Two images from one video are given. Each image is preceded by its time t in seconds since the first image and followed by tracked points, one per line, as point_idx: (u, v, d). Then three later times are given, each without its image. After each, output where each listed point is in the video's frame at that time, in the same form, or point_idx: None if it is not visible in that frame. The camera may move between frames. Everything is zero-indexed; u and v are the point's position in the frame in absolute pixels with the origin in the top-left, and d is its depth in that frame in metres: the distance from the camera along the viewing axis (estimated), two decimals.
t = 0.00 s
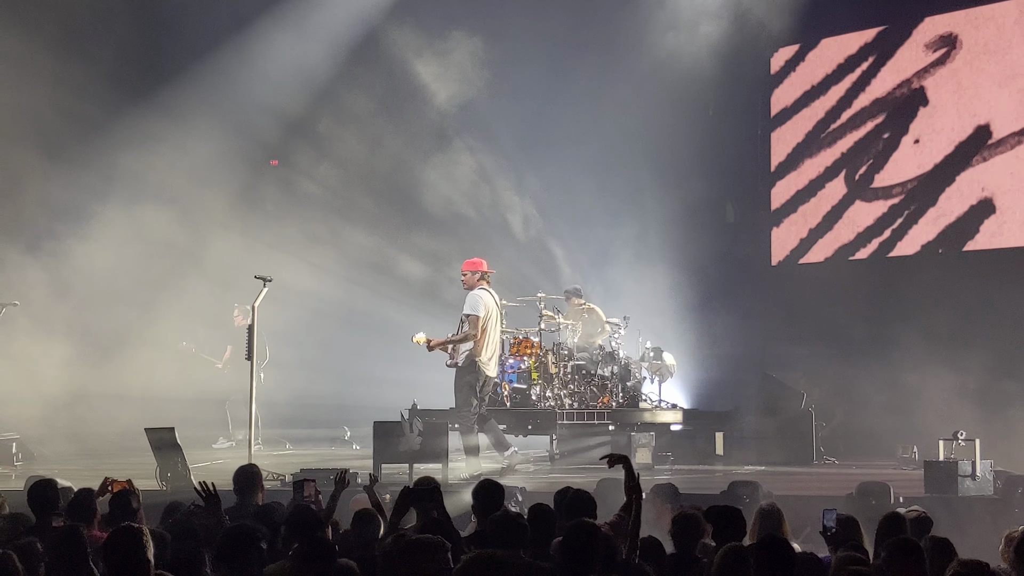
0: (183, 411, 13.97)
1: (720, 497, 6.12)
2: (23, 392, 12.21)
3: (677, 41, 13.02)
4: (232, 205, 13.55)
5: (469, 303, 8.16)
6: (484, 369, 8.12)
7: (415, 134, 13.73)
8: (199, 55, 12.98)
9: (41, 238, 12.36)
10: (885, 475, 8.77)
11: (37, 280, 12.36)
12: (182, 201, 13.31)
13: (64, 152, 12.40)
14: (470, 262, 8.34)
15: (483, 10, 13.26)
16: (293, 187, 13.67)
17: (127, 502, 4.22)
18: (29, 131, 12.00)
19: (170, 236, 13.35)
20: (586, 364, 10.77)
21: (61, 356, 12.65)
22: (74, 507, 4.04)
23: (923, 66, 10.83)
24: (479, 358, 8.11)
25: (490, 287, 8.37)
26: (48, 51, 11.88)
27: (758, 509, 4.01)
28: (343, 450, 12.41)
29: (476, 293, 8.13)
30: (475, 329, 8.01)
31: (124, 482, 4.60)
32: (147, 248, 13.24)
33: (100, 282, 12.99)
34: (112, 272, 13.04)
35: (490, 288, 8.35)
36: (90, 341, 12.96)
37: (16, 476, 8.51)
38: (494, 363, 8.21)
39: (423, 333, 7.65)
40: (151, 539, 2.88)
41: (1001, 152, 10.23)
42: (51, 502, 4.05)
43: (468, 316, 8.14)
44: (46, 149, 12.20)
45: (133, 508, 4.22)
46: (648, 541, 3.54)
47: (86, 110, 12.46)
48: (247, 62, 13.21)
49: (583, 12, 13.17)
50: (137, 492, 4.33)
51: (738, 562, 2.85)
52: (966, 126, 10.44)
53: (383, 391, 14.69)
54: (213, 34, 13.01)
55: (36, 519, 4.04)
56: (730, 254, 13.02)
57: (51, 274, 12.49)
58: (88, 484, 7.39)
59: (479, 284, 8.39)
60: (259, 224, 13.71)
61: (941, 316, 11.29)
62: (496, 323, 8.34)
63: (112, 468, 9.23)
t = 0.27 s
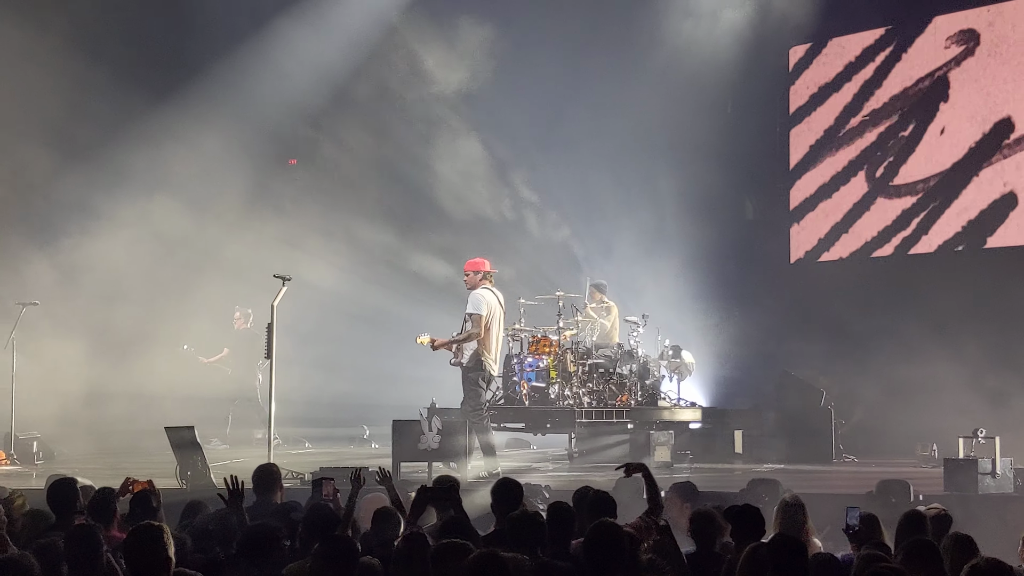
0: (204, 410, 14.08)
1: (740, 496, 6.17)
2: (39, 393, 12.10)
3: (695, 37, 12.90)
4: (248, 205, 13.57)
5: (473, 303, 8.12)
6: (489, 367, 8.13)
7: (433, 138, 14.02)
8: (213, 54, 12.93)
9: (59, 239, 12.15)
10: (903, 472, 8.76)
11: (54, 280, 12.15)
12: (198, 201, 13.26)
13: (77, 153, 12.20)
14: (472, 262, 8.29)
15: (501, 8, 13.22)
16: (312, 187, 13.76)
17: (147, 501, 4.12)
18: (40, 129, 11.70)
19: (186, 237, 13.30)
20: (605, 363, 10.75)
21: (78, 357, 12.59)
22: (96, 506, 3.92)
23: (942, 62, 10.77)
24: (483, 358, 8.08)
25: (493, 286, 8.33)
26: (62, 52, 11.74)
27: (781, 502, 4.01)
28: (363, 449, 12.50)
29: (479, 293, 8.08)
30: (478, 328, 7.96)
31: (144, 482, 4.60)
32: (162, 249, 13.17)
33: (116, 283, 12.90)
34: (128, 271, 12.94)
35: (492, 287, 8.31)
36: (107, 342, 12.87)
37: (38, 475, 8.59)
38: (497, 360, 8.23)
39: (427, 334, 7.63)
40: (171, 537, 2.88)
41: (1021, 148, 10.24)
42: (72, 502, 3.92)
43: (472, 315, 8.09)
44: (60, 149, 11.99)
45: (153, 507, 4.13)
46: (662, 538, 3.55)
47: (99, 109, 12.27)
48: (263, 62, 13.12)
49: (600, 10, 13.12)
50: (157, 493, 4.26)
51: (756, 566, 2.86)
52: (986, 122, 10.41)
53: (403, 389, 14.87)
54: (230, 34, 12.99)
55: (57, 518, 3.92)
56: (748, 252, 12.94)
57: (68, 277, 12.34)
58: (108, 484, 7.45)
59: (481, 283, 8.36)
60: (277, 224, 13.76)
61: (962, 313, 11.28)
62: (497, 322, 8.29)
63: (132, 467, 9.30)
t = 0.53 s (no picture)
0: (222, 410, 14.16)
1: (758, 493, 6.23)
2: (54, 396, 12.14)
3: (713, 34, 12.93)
4: (261, 201, 13.51)
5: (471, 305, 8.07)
6: (488, 370, 8.04)
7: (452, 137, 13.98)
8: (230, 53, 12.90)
9: (70, 242, 12.22)
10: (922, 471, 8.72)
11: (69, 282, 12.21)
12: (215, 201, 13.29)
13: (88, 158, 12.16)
14: (474, 264, 8.27)
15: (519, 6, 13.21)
16: (329, 186, 13.79)
17: (164, 500, 4.05)
18: (51, 131, 11.77)
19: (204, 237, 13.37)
20: (621, 361, 10.75)
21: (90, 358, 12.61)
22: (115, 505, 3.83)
23: (959, 59, 10.70)
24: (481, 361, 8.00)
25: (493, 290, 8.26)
26: (83, 54, 11.87)
27: (801, 502, 3.90)
28: (380, 447, 12.54)
29: (478, 295, 8.01)
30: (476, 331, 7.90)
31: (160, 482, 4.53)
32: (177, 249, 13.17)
33: (128, 288, 12.89)
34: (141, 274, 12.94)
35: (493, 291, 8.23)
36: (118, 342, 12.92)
37: (55, 473, 8.62)
38: (496, 364, 8.14)
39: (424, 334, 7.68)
40: (190, 535, 2.81)
41: None
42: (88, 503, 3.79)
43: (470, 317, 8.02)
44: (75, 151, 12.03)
45: (171, 506, 4.05)
46: (674, 535, 3.54)
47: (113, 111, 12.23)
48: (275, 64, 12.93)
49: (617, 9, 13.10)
50: (175, 493, 4.12)
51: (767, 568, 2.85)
52: (1004, 120, 10.38)
53: (421, 387, 14.97)
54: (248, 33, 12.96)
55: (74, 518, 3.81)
56: (765, 250, 12.94)
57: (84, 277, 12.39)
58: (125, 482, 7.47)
59: (482, 286, 8.30)
60: (295, 223, 13.81)
61: (981, 311, 11.24)
62: (496, 326, 8.20)
63: (150, 465, 9.33)
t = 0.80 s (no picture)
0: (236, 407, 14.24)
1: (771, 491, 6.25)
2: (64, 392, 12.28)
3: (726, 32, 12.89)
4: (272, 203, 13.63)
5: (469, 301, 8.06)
6: (483, 365, 8.06)
7: (465, 136, 14.01)
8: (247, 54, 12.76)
9: (83, 240, 12.38)
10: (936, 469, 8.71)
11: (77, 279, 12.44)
12: (231, 200, 13.40)
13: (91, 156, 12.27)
14: (472, 258, 8.18)
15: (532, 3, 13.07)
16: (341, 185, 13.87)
17: (178, 498, 4.08)
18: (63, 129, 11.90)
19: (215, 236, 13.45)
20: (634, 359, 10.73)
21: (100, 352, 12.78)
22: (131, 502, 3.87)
23: (975, 55, 10.67)
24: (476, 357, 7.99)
25: (489, 285, 8.23)
26: (88, 54, 11.87)
27: (817, 496, 3.84)
28: (394, 445, 12.58)
29: (477, 290, 8.00)
30: (474, 326, 7.89)
31: (174, 479, 4.56)
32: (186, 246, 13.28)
33: (136, 284, 12.98)
34: (149, 272, 13.03)
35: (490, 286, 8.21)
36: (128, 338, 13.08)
37: (70, 471, 8.67)
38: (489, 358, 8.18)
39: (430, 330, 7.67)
40: (209, 532, 2.84)
41: None
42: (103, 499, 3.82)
43: (469, 312, 8.01)
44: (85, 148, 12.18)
45: (185, 504, 4.08)
46: (686, 535, 3.54)
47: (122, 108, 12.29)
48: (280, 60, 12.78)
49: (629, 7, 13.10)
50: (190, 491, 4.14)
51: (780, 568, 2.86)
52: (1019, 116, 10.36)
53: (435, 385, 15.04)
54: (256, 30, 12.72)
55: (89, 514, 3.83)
56: (778, 247, 12.90)
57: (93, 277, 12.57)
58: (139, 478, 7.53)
59: (477, 280, 8.25)
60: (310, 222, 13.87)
61: (996, 308, 11.22)
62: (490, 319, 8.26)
63: (164, 463, 9.37)
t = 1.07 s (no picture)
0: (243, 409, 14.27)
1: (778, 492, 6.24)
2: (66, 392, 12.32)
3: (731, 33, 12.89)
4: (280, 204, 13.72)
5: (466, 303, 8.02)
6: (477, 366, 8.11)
7: (472, 137, 14.04)
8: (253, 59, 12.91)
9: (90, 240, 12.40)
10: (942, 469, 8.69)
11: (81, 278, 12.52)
12: (240, 203, 13.51)
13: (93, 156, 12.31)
14: (459, 262, 8.15)
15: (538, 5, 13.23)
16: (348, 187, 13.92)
17: (186, 498, 4.11)
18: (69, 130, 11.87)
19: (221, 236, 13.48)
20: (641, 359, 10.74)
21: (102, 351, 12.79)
22: (138, 504, 3.89)
23: (980, 56, 10.65)
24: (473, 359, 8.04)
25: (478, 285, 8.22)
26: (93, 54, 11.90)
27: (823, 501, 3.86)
28: (400, 446, 12.59)
29: (474, 292, 8.00)
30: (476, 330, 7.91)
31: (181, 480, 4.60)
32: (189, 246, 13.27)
33: (139, 284, 13.00)
34: (152, 272, 13.05)
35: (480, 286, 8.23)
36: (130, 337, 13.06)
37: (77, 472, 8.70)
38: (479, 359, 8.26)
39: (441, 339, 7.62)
40: (218, 532, 2.86)
41: None
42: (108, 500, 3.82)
43: (467, 314, 7.99)
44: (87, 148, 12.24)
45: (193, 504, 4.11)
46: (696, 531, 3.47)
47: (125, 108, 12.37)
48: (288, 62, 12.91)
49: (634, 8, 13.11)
50: (196, 493, 4.15)
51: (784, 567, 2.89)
52: None
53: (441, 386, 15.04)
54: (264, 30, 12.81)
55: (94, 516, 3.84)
56: (784, 247, 12.91)
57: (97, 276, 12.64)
58: (145, 480, 7.53)
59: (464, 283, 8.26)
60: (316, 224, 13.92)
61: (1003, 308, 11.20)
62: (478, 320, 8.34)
63: (171, 465, 9.39)
